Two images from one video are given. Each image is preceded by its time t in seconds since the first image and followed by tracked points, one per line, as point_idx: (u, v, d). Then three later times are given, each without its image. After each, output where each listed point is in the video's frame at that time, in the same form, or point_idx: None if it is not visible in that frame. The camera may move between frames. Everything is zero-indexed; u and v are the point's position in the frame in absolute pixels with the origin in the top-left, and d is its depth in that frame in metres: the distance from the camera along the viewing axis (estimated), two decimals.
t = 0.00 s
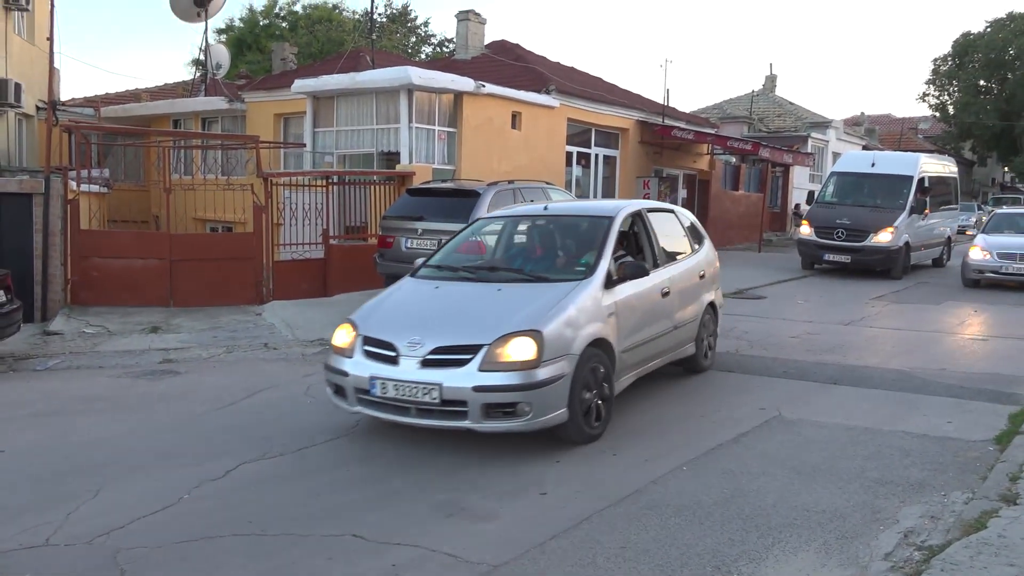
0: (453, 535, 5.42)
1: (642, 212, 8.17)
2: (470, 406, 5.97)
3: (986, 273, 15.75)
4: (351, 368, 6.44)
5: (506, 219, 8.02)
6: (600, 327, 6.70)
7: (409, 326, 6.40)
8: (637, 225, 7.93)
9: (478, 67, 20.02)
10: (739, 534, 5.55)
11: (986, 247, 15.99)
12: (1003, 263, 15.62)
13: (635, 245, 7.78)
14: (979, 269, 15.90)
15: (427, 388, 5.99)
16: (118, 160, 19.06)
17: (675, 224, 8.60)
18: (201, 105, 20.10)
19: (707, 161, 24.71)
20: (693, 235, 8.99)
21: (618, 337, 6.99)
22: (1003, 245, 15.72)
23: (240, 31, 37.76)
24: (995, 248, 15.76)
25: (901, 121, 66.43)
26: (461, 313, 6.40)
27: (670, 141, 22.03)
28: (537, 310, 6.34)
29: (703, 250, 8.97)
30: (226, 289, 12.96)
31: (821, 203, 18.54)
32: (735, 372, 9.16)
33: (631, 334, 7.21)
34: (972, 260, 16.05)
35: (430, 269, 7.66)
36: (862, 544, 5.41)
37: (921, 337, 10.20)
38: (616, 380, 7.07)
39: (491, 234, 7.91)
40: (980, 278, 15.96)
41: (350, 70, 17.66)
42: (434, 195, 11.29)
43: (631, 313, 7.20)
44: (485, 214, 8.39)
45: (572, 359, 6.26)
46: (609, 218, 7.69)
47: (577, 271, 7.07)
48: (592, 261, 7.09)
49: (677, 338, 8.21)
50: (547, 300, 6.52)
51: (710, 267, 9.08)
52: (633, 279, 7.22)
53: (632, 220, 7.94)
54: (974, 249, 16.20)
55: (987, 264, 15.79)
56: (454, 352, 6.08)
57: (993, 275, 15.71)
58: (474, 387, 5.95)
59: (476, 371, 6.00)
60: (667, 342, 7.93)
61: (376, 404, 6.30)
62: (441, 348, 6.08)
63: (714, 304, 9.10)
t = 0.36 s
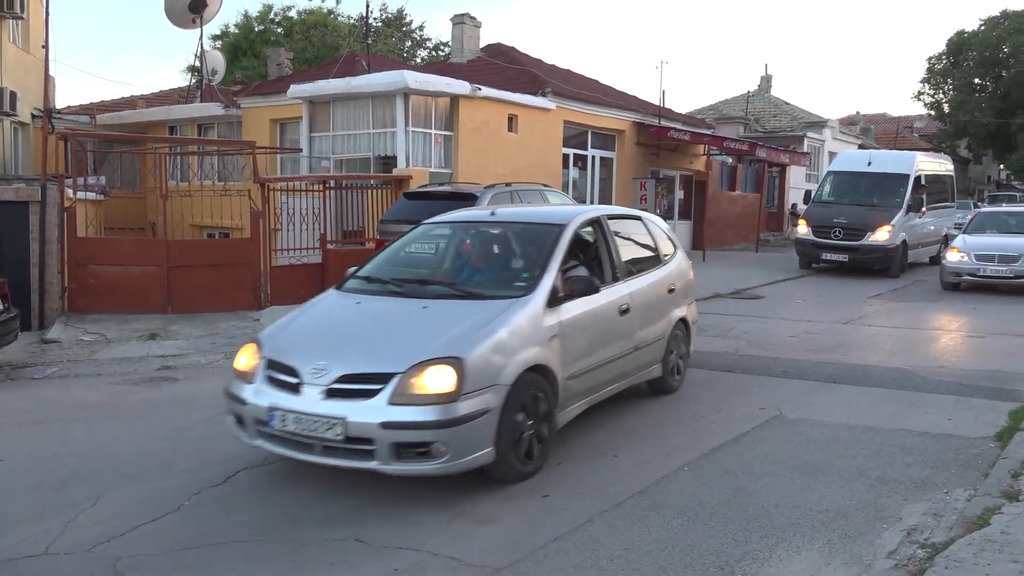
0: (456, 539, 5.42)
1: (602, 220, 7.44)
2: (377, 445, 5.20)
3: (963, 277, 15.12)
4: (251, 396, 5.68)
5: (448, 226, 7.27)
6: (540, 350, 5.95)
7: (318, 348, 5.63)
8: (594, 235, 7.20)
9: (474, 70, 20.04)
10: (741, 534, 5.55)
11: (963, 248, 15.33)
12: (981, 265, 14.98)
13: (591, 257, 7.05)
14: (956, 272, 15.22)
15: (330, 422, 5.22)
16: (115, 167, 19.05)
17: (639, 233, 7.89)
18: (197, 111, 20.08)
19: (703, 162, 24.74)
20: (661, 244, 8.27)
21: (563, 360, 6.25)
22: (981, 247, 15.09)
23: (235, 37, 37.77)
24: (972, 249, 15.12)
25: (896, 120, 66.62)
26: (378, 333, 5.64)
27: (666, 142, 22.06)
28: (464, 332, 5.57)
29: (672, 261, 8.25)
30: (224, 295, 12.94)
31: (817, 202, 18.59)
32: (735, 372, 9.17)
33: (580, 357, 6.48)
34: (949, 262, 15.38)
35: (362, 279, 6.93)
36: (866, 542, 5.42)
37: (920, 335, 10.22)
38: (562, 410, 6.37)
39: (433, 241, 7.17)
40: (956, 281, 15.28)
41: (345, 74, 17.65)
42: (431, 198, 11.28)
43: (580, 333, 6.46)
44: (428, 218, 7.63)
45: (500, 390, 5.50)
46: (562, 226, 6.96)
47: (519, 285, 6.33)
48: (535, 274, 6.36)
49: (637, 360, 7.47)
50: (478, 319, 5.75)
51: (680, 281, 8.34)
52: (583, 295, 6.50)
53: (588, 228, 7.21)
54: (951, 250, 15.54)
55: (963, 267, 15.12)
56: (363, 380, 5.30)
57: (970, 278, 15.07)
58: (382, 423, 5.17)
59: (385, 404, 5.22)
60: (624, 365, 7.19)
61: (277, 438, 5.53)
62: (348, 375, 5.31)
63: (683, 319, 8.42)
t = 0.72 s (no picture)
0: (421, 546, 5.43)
1: (501, 226, 6.54)
2: (184, 506, 4.24)
3: (893, 283, 14.45)
4: (48, 444, 4.70)
5: (320, 234, 6.31)
6: (406, 380, 5.02)
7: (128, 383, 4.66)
8: (487, 242, 6.30)
9: (431, 73, 19.98)
10: (705, 536, 5.64)
11: (893, 252, 14.63)
12: (910, 269, 14.28)
13: (482, 269, 6.15)
14: (885, 277, 14.50)
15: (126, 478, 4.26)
16: (62, 170, 18.60)
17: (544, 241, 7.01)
18: (147, 114, 19.68)
19: (660, 165, 24.98)
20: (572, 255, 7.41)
21: (439, 390, 5.31)
22: (910, 250, 14.42)
23: (186, 39, 36.96)
24: (902, 253, 14.42)
25: (846, 124, 67.87)
26: (202, 365, 4.67)
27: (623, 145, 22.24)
28: (306, 362, 4.62)
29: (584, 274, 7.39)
30: (176, 301, 12.74)
31: (772, 205, 18.82)
32: (694, 373, 9.29)
33: (464, 385, 5.56)
34: (878, 267, 14.66)
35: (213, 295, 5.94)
36: (827, 541, 5.54)
37: (874, 336, 10.45)
38: (442, 448, 5.44)
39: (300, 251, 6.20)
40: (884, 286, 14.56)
41: (301, 76, 17.43)
42: (389, 202, 11.23)
43: (464, 356, 5.54)
44: (301, 226, 6.67)
45: (345, 433, 4.55)
46: (447, 232, 6.03)
47: (386, 303, 5.39)
48: (406, 290, 5.43)
49: (541, 385, 6.56)
50: (326, 345, 4.80)
51: (595, 294, 7.49)
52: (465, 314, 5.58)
53: (482, 235, 6.29)
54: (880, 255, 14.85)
55: (892, 272, 14.40)
56: (171, 425, 4.35)
57: (900, 285, 14.42)
58: (187, 479, 4.21)
59: (194, 456, 4.26)
60: (523, 391, 6.26)
61: (76, 498, 4.56)
62: (153, 419, 4.35)
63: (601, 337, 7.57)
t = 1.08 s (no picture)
0: (342, 563, 5.37)
1: (326, 235, 5.27)
2: None
3: (778, 293, 13.83)
4: None
5: (90, 248, 4.99)
6: (160, 450, 3.78)
7: None
8: (303, 257, 5.03)
9: (341, 76, 19.76)
10: (627, 543, 5.73)
11: (776, 260, 14.14)
12: (792, 278, 13.77)
13: (296, 290, 4.88)
14: (768, 286, 13.99)
15: None
16: None
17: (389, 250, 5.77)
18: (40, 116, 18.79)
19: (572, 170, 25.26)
20: (427, 268, 6.17)
21: (214, 457, 4.05)
22: (793, 258, 13.93)
23: (84, 38, 35.57)
24: (784, 261, 13.94)
25: (749, 131, 69.98)
26: None
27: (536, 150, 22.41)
28: None
29: (442, 291, 6.17)
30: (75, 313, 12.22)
31: (683, 209, 19.27)
32: (610, 378, 9.44)
33: (254, 447, 4.29)
34: (760, 275, 14.15)
35: None
36: (747, 542, 5.69)
37: (784, 337, 10.82)
38: (224, 526, 4.19)
39: (58, 271, 4.87)
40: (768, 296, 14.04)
41: (206, 78, 16.90)
42: (300, 208, 11.05)
43: (250, 411, 4.26)
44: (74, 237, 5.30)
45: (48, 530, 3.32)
46: (244, 246, 4.74)
47: (142, 342, 4.11)
48: (171, 324, 4.14)
49: (378, 433, 5.29)
50: (25, 412, 3.51)
51: (457, 315, 6.26)
52: (255, 352, 4.32)
53: (296, 247, 5.01)
54: (763, 263, 14.35)
55: (775, 280, 13.90)
56: None
57: (785, 294, 13.80)
58: None
59: None
60: (347, 443, 4.97)
61: None
62: None
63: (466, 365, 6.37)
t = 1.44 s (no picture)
0: None
1: (103, 260, 4.11)
2: None
3: (693, 305, 12.67)
4: None
5: None
6: None
7: None
8: (61, 289, 3.86)
9: (278, 83, 19.51)
10: (576, 553, 5.74)
11: (691, 271, 13.00)
12: (708, 290, 12.64)
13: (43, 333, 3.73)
14: (682, 298, 12.84)
15: None
16: None
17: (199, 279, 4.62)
18: None
19: (515, 178, 25.33)
20: (259, 297, 5.02)
21: None
22: (708, 269, 12.81)
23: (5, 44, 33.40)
24: (699, 272, 12.81)
25: (686, 139, 71.05)
26: None
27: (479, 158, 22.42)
28: None
29: (278, 325, 5.02)
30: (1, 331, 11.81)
31: (624, 216, 19.44)
32: (555, 385, 9.47)
33: None
34: (674, 287, 13.00)
35: None
36: (696, 549, 5.74)
37: (726, 342, 10.99)
38: None
39: None
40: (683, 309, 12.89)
41: (136, 85, 16.43)
42: (239, 218, 10.94)
43: None
44: None
45: None
46: None
47: None
48: None
49: (172, 517, 4.10)
50: None
51: (300, 354, 5.10)
52: None
53: (51, 275, 3.84)
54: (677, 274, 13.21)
55: (690, 293, 12.75)
56: None
57: (698, 307, 12.67)
58: None
59: None
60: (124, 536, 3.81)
61: None
62: None
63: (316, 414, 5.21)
